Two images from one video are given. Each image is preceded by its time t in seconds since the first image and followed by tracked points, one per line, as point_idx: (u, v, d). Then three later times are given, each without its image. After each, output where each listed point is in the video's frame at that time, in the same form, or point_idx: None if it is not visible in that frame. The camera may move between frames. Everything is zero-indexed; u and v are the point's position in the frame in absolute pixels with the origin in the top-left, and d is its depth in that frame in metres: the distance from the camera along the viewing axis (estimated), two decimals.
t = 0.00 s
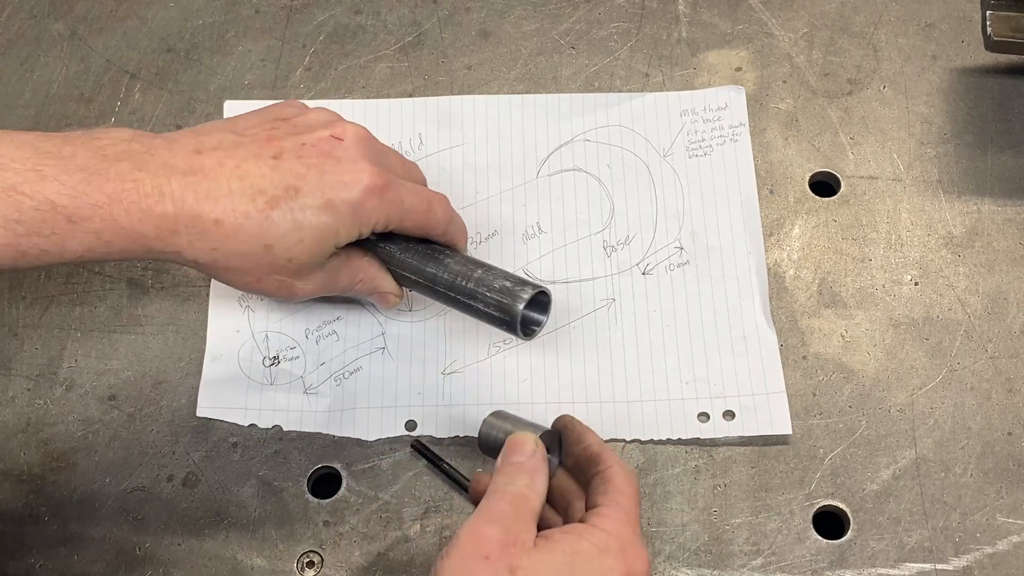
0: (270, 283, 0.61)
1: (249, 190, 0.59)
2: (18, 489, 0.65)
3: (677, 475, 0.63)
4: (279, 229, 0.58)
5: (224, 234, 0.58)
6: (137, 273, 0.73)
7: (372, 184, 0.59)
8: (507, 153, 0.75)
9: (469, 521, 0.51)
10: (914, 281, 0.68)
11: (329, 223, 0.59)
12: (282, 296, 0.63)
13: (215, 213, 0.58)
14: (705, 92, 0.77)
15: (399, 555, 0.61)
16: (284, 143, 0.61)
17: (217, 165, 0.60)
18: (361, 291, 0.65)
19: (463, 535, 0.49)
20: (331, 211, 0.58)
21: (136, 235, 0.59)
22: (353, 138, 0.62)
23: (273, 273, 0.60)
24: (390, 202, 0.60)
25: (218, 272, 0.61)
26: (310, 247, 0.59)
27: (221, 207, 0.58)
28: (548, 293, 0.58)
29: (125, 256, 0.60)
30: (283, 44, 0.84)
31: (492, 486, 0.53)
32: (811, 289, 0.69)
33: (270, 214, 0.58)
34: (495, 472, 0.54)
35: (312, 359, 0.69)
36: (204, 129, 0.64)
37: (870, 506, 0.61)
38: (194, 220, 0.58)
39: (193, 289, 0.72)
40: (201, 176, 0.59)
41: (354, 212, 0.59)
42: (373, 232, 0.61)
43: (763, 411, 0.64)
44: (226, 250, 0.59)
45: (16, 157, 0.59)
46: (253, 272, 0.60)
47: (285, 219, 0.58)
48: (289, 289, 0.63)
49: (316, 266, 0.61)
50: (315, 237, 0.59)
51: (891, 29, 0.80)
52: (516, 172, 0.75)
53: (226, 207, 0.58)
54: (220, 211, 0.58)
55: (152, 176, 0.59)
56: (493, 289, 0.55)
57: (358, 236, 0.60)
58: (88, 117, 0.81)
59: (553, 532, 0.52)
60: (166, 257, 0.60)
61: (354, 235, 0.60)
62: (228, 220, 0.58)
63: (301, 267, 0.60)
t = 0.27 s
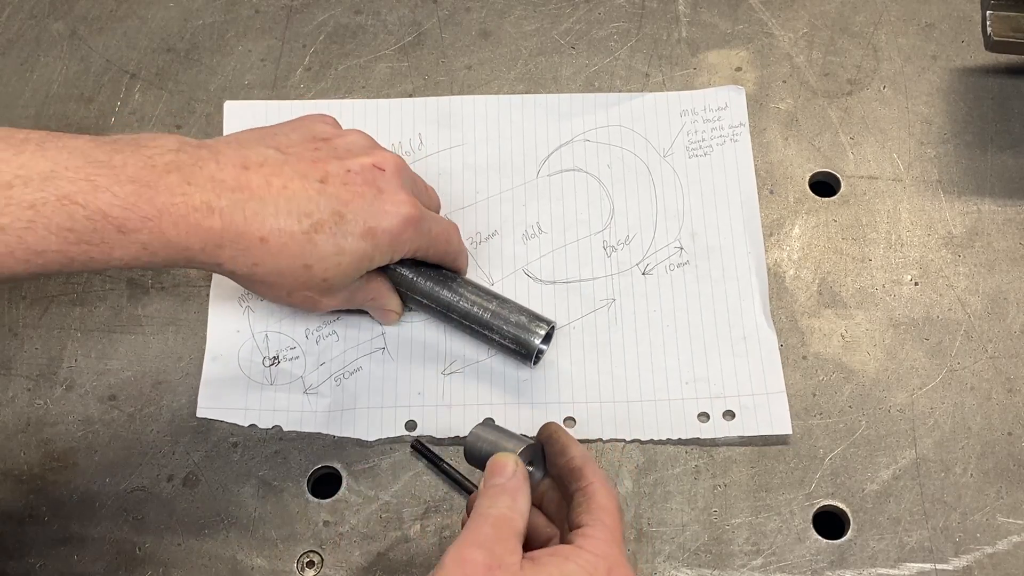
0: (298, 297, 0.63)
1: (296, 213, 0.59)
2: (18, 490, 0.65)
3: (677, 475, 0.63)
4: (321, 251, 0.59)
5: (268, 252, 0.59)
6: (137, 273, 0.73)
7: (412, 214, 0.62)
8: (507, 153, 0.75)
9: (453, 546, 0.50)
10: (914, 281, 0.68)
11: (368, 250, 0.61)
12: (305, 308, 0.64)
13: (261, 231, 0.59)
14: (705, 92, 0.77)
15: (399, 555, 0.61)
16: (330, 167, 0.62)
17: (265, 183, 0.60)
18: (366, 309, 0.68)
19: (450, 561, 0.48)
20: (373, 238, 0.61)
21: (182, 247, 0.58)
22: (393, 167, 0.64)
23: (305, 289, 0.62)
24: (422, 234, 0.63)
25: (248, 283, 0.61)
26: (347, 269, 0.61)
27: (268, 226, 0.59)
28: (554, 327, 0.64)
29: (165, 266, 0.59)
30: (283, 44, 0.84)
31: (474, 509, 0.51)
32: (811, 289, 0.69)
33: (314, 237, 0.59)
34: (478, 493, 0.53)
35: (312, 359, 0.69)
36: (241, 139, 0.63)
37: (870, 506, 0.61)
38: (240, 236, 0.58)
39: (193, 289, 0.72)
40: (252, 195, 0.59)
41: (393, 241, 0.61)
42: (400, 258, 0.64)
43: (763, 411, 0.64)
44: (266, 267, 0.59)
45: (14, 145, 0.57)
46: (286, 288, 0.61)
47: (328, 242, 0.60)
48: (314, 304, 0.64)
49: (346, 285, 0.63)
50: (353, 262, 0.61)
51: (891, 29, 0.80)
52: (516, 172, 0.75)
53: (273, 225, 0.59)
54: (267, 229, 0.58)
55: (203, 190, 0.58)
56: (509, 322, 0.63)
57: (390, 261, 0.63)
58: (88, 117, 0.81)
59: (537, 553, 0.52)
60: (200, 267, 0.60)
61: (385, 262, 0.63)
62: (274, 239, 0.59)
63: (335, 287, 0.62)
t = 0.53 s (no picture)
0: (292, 310, 0.61)
1: (283, 223, 0.58)
2: (18, 490, 0.65)
3: (677, 475, 0.63)
4: (309, 260, 0.58)
5: (256, 262, 0.57)
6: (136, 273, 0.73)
7: (403, 219, 0.60)
8: (507, 154, 0.75)
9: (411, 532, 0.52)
10: (914, 281, 0.68)
11: (358, 259, 0.59)
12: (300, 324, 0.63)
13: (247, 242, 0.57)
14: (705, 92, 0.77)
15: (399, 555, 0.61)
16: (318, 174, 0.61)
17: (252, 194, 0.58)
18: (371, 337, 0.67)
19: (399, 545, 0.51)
20: (361, 247, 0.59)
21: (167, 259, 0.57)
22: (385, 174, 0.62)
23: (295, 302, 0.60)
24: (418, 242, 0.61)
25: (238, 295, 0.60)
26: (336, 279, 0.59)
27: (253, 236, 0.57)
28: (551, 339, 0.65)
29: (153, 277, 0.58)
30: (283, 44, 0.84)
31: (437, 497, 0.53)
32: (811, 289, 0.69)
33: (301, 247, 0.58)
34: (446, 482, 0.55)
35: (310, 359, 0.69)
36: (230, 150, 0.63)
37: (870, 506, 0.61)
38: (227, 248, 0.57)
39: (193, 289, 0.72)
40: (239, 205, 0.58)
41: (383, 248, 0.60)
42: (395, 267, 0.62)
43: (762, 412, 0.64)
44: (254, 278, 0.58)
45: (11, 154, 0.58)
46: (277, 300, 0.60)
47: (315, 251, 0.58)
48: (304, 319, 0.62)
49: (341, 298, 0.61)
50: (344, 270, 0.59)
51: (891, 29, 0.80)
52: (515, 173, 0.75)
53: (261, 236, 0.57)
54: (253, 240, 0.57)
55: (189, 200, 0.57)
56: (509, 334, 0.64)
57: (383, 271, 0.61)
58: (89, 118, 0.81)
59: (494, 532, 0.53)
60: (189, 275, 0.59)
61: (378, 271, 0.61)
62: (260, 249, 0.57)
63: (326, 300, 0.61)
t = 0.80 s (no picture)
0: (284, 381, 0.55)
1: (270, 277, 0.54)
2: (18, 490, 0.65)
3: (677, 475, 0.63)
4: (295, 318, 0.53)
5: (241, 320, 0.53)
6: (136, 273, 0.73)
7: (399, 276, 0.55)
8: (507, 154, 0.75)
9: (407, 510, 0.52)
10: (914, 281, 0.68)
11: (349, 319, 0.53)
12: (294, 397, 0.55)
13: (235, 299, 0.53)
14: (705, 92, 0.77)
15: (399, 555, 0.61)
16: (315, 236, 0.56)
17: (246, 253, 0.55)
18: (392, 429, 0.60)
19: (402, 524, 0.50)
20: (351, 303, 0.53)
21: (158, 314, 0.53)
22: (386, 235, 0.57)
23: (285, 367, 0.54)
24: (418, 300, 0.55)
25: (231, 363, 0.55)
26: (327, 340, 0.53)
27: (242, 292, 0.53)
28: (551, 339, 0.66)
29: (147, 339, 0.55)
30: (283, 44, 0.84)
31: (427, 470, 0.53)
32: (811, 289, 0.69)
33: (286, 301, 0.53)
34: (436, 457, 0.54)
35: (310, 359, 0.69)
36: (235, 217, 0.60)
37: (870, 506, 0.61)
38: (215, 306, 0.53)
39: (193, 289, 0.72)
40: (227, 261, 0.54)
41: (377, 308, 0.54)
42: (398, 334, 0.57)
43: (762, 412, 0.64)
44: (241, 338, 0.53)
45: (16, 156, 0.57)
46: (266, 365, 0.54)
47: (302, 309, 0.53)
48: (301, 391, 0.55)
49: (334, 364, 0.54)
50: (332, 327, 0.53)
51: (891, 29, 0.80)
52: (515, 173, 0.75)
53: (247, 292, 0.53)
54: (240, 298, 0.53)
55: (185, 258, 0.55)
56: (508, 336, 0.64)
57: (379, 333, 0.55)
58: (89, 118, 0.81)
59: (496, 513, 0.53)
60: (184, 344, 0.55)
61: (374, 332, 0.54)
62: (247, 305, 0.53)
63: (316, 362, 0.54)
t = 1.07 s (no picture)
0: (275, 331, 0.58)
1: (251, 234, 0.58)
2: (18, 490, 0.65)
3: (677, 475, 0.63)
4: (279, 265, 0.57)
5: (227, 275, 0.57)
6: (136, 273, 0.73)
7: (372, 219, 0.59)
8: (507, 154, 0.75)
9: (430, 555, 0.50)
10: (914, 281, 0.68)
11: (330, 262, 0.57)
12: (288, 347, 0.58)
13: (221, 257, 0.57)
14: (705, 92, 0.77)
15: (399, 555, 0.61)
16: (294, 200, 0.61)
17: (228, 218, 0.59)
18: (383, 373, 0.63)
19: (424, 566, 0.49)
20: (330, 247, 0.57)
21: (144, 278, 0.57)
22: (358, 191, 0.62)
23: (275, 316, 0.57)
24: (391, 241, 0.59)
25: (223, 323, 0.58)
26: (310, 283, 0.57)
27: (225, 250, 0.57)
28: (551, 339, 0.66)
29: (136, 302, 0.58)
30: (283, 44, 0.84)
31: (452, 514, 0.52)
32: (811, 289, 0.69)
33: (269, 252, 0.57)
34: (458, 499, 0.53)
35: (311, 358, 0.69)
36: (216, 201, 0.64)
37: (870, 506, 0.61)
38: (201, 265, 0.57)
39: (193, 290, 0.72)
40: (210, 226, 0.59)
41: (354, 248, 0.58)
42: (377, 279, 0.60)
43: (762, 412, 0.64)
44: (230, 292, 0.57)
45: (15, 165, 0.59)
46: (257, 319, 0.57)
47: (285, 257, 0.57)
48: (292, 341, 0.58)
49: (320, 309, 0.57)
50: (314, 273, 0.57)
51: (891, 29, 0.80)
52: (515, 173, 0.75)
53: (231, 247, 0.57)
54: (225, 254, 0.57)
55: (167, 226, 0.59)
56: (508, 335, 0.65)
57: (359, 274, 0.58)
58: (88, 118, 0.81)
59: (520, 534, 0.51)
60: (175, 308, 0.58)
61: (354, 275, 0.58)
62: (231, 260, 0.57)
63: (302, 309, 0.57)
